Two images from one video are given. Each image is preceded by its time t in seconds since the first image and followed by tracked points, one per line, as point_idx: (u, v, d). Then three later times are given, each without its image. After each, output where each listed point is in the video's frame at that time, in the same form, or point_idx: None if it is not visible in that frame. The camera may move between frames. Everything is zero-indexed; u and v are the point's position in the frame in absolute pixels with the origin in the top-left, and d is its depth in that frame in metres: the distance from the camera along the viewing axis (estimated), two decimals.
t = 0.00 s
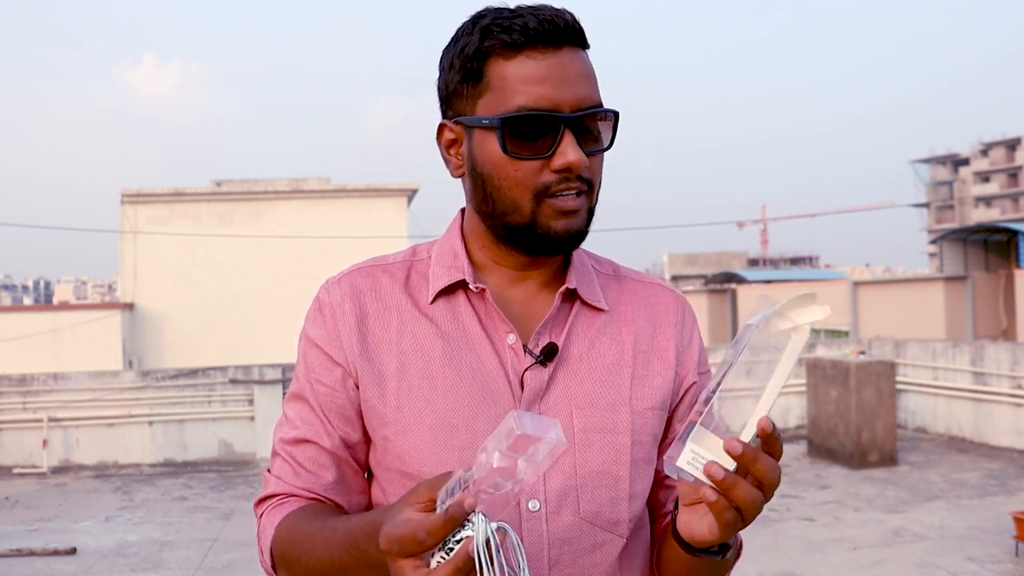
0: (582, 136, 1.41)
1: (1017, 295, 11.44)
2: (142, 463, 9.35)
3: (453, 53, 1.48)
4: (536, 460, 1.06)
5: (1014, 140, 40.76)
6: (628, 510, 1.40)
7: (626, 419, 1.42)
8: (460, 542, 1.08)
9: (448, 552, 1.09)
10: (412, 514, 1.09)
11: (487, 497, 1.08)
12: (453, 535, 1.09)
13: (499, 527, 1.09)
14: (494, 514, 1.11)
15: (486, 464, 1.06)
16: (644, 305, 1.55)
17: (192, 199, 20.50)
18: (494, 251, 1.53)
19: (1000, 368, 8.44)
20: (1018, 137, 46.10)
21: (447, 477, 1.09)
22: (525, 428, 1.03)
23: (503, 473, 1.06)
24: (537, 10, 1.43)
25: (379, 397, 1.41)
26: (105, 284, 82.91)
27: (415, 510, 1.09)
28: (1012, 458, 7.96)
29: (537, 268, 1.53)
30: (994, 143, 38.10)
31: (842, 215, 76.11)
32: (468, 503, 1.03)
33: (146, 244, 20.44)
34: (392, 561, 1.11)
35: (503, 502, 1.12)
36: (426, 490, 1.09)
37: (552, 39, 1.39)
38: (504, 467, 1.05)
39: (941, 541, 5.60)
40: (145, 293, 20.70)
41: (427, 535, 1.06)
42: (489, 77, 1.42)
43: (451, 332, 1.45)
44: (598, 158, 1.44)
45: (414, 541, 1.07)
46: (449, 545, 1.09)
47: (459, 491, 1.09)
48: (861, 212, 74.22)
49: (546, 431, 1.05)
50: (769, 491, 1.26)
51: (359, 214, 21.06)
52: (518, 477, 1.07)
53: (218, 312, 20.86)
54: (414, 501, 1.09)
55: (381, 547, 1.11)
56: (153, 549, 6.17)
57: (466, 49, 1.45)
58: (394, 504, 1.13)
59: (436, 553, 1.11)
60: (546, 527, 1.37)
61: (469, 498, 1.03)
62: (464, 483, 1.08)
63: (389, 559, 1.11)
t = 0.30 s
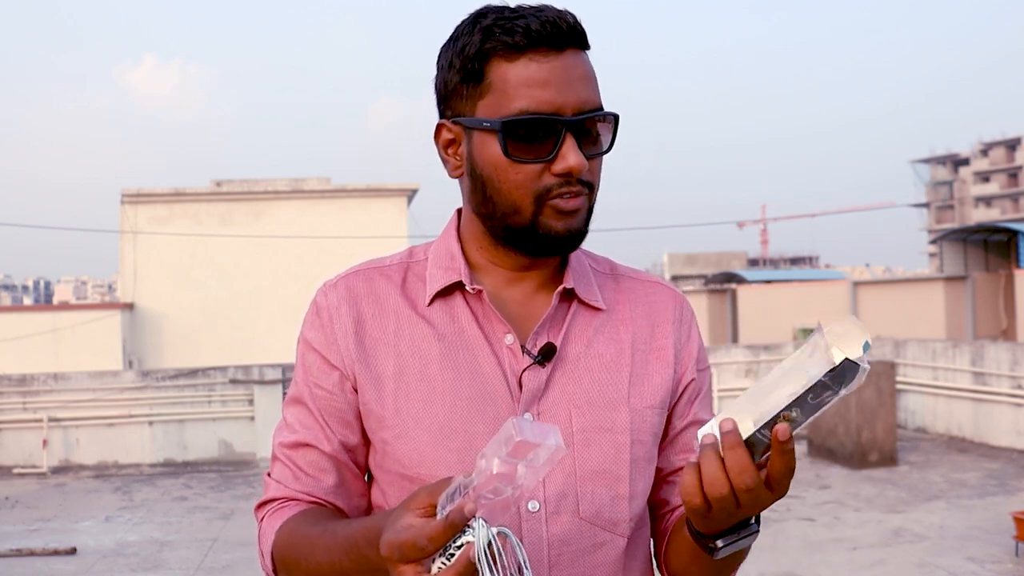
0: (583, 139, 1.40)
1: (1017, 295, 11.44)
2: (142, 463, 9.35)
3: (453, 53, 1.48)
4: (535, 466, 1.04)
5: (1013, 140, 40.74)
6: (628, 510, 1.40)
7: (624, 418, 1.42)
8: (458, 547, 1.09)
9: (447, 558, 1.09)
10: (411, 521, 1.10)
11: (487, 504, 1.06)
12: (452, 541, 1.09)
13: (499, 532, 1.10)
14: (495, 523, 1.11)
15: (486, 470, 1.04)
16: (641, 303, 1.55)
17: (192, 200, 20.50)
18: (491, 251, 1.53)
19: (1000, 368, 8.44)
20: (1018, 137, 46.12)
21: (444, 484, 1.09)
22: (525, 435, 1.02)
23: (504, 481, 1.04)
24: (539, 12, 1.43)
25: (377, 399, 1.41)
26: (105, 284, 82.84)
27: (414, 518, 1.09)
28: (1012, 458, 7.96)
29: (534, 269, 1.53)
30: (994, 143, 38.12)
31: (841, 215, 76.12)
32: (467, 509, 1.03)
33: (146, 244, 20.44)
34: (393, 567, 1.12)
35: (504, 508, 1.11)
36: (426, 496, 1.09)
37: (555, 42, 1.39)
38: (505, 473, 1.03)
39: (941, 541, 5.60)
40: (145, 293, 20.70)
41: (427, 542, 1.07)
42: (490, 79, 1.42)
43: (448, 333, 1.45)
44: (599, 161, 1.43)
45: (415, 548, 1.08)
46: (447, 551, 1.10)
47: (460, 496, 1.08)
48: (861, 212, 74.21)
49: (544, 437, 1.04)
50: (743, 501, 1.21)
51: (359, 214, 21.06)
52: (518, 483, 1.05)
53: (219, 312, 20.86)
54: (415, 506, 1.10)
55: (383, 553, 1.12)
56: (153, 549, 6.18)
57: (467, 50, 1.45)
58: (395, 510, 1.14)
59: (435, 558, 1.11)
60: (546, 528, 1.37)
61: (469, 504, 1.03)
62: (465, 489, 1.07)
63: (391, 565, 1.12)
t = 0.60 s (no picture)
0: (577, 144, 1.40)
1: (1018, 295, 11.43)
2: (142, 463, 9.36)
3: (449, 52, 1.48)
4: (547, 463, 1.06)
5: (1014, 140, 40.72)
6: (626, 508, 1.40)
7: (621, 416, 1.42)
8: (465, 544, 1.07)
9: (453, 554, 1.08)
10: (415, 515, 1.09)
11: (495, 500, 1.07)
12: (459, 537, 1.08)
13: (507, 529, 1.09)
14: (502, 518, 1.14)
15: (496, 467, 1.06)
16: (637, 301, 1.55)
17: (192, 200, 20.50)
18: (485, 251, 1.53)
19: (999, 368, 8.44)
20: (1018, 137, 46.11)
21: (452, 480, 1.10)
22: (538, 430, 1.04)
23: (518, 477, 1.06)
24: (537, 15, 1.43)
25: (374, 401, 1.41)
26: (106, 284, 82.92)
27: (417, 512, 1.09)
28: (1012, 458, 7.96)
29: (528, 269, 1.53)
30: (995, 143, 38.14)
31: (841, 214, 76.11)
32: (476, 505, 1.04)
33: (146, 244, 20.45)
34: (399, 564, 1.10)
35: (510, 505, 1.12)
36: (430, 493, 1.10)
37: (551, 46, 1.38)
38: (516, 469, 1.05)
39: (941, 541, 5.60)
40: (145, 293, 20.71)
41: (435, 536, 1.05)
42: (485, 81, 1.42)
43: (444, 334, 1.45)
44: (592, 165, 1.43)
45: (422, 543, 1.06)
46: (454, 547, 1.09)
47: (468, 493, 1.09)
48: (862, 212, 74.19)
49: (554, 431, 1.05)
50: (730, 486, 1.17)
51: (359, 214, 21.06)
52: (528, 480, 1.06)
53: (218, 312, 20.86)
54: (421, 504, 1.09)
55: (389, 550, 1.11)
56: (153, 549, 6.18)
57: (464, 50, 1.44)
58: (399, 508, 1.14)
59: (441, 554, 1.10)
60: (543, 528, 1.37)
61: (478, 501, 1.03)
62: (473, 486, 1.08)
63: (397, 562, 1.11)
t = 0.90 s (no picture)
0: (577, 149, 1.40)
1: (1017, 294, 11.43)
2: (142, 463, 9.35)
3: (451, 53, 1.48)
4: (557, 456, 1.05)
5: (1013, 140, 40.72)
6: (623, 507, 1.40)
7: (618, 416, 1.42)
8: (474, 539, 1.08)
9: (463, 550, 1.09)
10: (424, 511, 1.09)
11: (502, 495, 1.07)
12: (469, 532, 1.09)
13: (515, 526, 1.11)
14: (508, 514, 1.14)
15: (507, 461, 1.06)
16: (632, 301, 1.55)
17: (191, 200, 20.51)
18: (482, 252, 1.53)
19: (1000, 369, 8.43)
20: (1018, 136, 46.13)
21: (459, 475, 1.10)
22: (550, 423, 1.04)
23: (527, 469, 1.06)
24: (541, 20, 1.42)
25: (372, 402, 1.41)
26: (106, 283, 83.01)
27: (423, 508, 1.09)
28: (1012, 458, 7.96)
29: (523, 271, 1.53)
30: (995, 143, 38.16)
31: (841, 214, 76.13)
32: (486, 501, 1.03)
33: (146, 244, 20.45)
34: (407, 560, 1.10)
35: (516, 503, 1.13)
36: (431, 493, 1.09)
37: (555, 52, 1.38)
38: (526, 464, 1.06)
39: (941, 541, 5.60)
40: (145, 293, 20.71)
41: (446, 532, 1.05)
42: (487, 85, 1.42)
43: (442, 335, 1.45)
44: (590, 172, 1.43)
45: (433, 539, 1.06)
46: (463, 543, 1.09)
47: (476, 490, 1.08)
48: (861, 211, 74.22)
49: (565, 426, 1.05)
50: (722, 482, 1.17)
51: (359, 214, 21.06)
52: (536, 476, 1.06)
53: (218, 312, 20.86)
54: (427, 500, 1.09)
55: (397, 546, 1.10)
56: (153, 549, 6.17)
57: (467, 52, 1.44)
58: (404, 505, 1.14)
59: (449, 550, 1.10)
60: (542, 527, 1.37)
61: (486, 497, 1.02)
62: (483, 481, 1.08)
63: (405, 559, 1.10)
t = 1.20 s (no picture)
0: (576, 151, 1.41)
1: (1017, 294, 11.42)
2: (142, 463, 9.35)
3: (452, 53, 1.48)
4: (551, 461, 1.04)
5: (1014, 141, 40.71)
6: (623, 508, 1.40)
7: (616, 416, 1.42)
8: (471, 543, 1.08)
9: (459, 554, 1.08)
10: (419, 516, 1.09)
11: (498, 498, 1.07)
12: (465, 536, 1.08)
13: (511, 528, 1.10)
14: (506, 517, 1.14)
15: (501, 466, 1.07)
16: (631, 300, 1.55)
17: (192, 200, 20.51)
18: (480, 253, 1.53)
19: (999, 369, 8.44)
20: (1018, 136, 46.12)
21: (455, 479, 1.09)
22: (545, 428, 1.03)
23: (525, 474, 1.06)
24: (543, 21, 1.42)
25: (370, 404, 1.41)
26: (105, 283, 83.02)
27: (418, 511, 1.09)
28: (1012, 458, 7.95)
29: (521, 271, 1.53)
30: (995, 143, 38.17)
31: (841, 214, 76.14)
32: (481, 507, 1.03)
33: (146, 244, 20.46)
34: (404, 563, 1.10)
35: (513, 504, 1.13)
36: (424, 498, 1.09)
37: (557, 53, 1.38)
38: (520, 469, 1.05)
39: (941, 541, 5.59)
40: (145, 293, 20.71)
41: (442, 536, 1.05)
42: (488, 85, 1.42)
43: (441, 336, 1.45)
44: (590, 173, 1.44)
45: (429, 542, 1.06)
46: (460, 547, 1.08)
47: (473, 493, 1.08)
48: (862, 211, 74.22)
49: (560, 431, 1.04)
50: (718, 487, 1.16)
51: (359, 214, 21.07)
52: (532, 480, 1.06)
53: (218, 312, 20.85)
54: (424, 503, 1.09)
55: (393, 549, 1.11)
56: (153, 549, 6.17)
57: (468, 53, 1.44)
58: (402, 509, 1.14)
59: (446, 552, 1.10)
60: (541, 526, 1.37)
61: (483, 500, 1.03)
62: (479, 485, 1.08)
63: (401, 562, 1.10)
